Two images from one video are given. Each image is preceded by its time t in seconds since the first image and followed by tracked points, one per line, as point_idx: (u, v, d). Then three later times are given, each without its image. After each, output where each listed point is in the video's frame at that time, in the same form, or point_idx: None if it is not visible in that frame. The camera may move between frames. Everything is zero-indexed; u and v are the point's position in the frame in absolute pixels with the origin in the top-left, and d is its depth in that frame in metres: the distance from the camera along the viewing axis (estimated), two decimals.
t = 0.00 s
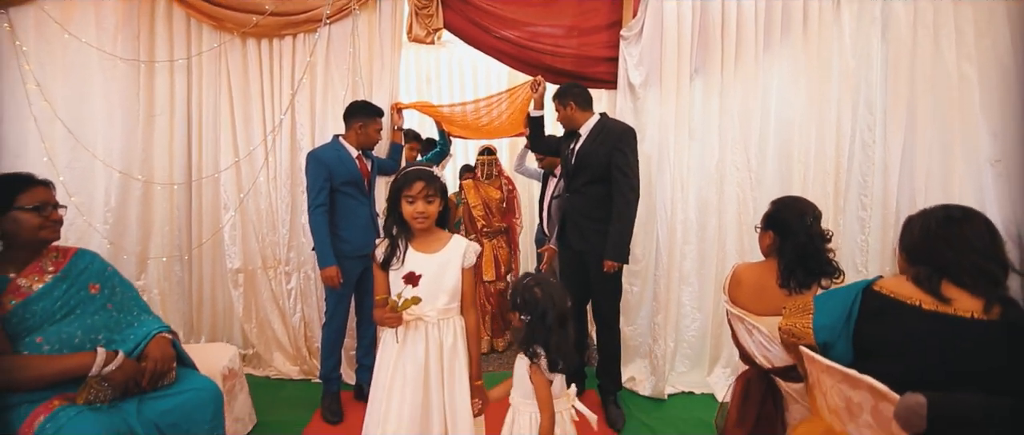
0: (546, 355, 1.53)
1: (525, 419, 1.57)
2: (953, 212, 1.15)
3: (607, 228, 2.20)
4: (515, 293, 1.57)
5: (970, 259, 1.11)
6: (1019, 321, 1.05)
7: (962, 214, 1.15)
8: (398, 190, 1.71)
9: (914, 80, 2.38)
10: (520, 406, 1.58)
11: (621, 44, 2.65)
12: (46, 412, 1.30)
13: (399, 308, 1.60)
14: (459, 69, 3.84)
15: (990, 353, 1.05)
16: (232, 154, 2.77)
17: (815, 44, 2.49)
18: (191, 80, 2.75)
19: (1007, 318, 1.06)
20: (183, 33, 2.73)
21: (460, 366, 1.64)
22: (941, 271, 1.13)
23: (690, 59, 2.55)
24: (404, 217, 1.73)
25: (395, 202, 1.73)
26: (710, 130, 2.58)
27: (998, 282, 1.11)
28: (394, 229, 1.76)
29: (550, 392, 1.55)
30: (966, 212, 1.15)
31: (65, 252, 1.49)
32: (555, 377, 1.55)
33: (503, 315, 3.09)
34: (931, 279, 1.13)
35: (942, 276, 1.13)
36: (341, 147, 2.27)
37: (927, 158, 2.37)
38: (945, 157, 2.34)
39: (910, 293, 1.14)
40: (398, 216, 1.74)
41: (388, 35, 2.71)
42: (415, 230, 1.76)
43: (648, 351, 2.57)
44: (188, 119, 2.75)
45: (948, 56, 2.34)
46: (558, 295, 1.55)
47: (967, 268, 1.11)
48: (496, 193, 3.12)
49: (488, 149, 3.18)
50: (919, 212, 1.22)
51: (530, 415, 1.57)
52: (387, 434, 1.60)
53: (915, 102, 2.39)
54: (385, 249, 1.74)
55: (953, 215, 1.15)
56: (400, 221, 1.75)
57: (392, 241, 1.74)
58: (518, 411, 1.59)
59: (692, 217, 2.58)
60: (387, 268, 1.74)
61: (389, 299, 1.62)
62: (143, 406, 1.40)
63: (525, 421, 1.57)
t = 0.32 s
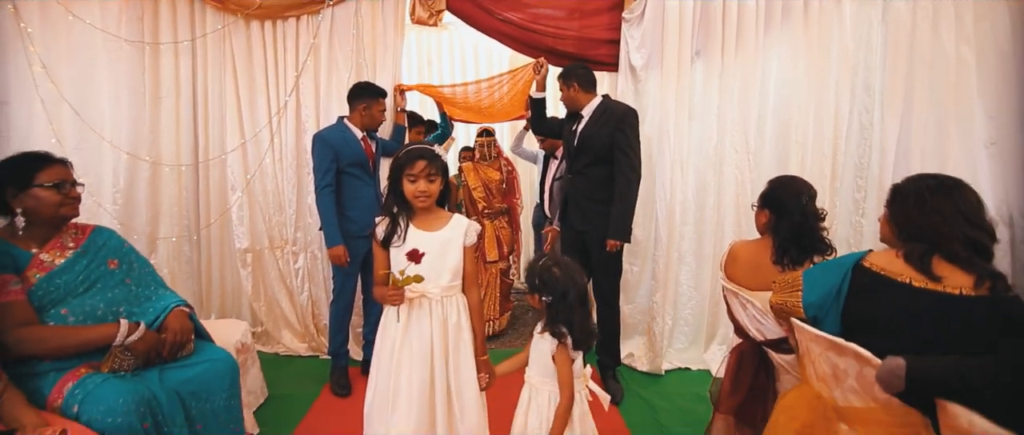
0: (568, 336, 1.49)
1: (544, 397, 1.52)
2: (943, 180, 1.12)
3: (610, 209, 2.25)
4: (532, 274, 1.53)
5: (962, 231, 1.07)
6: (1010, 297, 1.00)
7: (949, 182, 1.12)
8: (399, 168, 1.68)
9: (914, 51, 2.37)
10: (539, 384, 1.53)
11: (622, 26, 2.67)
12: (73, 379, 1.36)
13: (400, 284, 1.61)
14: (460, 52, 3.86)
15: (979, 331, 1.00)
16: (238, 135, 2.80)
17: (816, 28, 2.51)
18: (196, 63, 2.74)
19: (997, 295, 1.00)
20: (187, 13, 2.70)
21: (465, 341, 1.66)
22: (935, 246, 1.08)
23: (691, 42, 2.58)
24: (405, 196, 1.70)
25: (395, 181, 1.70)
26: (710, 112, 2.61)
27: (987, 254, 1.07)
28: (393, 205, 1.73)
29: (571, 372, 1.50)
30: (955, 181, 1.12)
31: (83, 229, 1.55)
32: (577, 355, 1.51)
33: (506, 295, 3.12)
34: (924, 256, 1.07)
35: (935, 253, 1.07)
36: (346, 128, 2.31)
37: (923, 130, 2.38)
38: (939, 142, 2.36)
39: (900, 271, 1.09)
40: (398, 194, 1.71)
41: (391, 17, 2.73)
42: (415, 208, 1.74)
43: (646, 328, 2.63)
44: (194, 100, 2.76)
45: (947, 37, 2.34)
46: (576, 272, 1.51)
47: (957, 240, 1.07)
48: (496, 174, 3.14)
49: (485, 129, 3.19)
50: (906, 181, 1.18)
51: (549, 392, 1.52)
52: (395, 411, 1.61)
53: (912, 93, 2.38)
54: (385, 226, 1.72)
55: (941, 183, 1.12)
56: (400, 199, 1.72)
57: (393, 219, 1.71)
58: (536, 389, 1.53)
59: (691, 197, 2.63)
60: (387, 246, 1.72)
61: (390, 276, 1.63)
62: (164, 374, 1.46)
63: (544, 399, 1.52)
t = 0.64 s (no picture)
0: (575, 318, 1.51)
1: (552, 374, 1.50)
2: (914, 161, 1.15)
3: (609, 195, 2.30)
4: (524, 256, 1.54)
5: (930, 215, 1.10)
6: (970, 278, 1.05)
7: (922, 162, 1.15)
8: (395, 152, 1.62)
9: (908, 36, 2.40)
10: (545, 365, 1.51)
11: (621, 14, 2.67)
12: (97, 354, 1.42)
13: (400, 266, 1.56)
14: (461, 37, 3.86)
15: (941, 311, 1.05)
16: (242, 122, 2.84)
17: (812, 16, 2.53)
18: (200, 50, 2.76)
19: (960, 276, 1.05)
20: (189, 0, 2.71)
21: (462, 324, 1.61)
22: (903, 229, 1.12)
23: (689, 30, 2.59)
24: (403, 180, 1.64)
25: (393, 163, 1.65)
26: (705, 98, 2.65)
27: (954, 235, 1.11)
28: (389, 189, 1.67)
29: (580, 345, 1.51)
30: (924, 161, 1.15)
31: (100, 212, 1.62)
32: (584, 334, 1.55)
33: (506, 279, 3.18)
34: (892, 239, 1.12)
35: (903, 236, 1.12)
36: (347, 114, 2.36)
37: (916, 114, 2.43)
38: (931, 123, 2.41)
39: (870, 256, 1.14)
40: (396, 178, 1.66)
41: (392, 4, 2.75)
42: (411, 192, 1.68)
43: (642, 310, 2.70)
44: (198, 86, 2.79)
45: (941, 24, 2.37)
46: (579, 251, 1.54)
47: (922, 222, 1.11)
48: (496, 160, 3.17)
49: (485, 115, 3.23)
50: (879, 163, 1.22)
51: (557, 371, 1.51)
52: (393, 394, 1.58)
53: (907, 75, 2.42)
54: (382, 211, 1.66)
55: (913, 163, 1.15)
56: (398, 183, 1.67)
57: (390, 203, 1.65)
58: (541, 369, 1.51)
59: (687, 183, 2.69)
60: (384, 231, 1.67)
61: (389, 258, 1.58)
62: (182, 351, 1.52)
63: (551, 379, 1.51)
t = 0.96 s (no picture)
0: (563, 303, 1.52)
1: (537, 360, 1.49)
2: (888, 149, 1.15)
3: (610, 184, 2.35)
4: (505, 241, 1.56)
5: (902, 202, 1.12)
6: (940, 264, 1.07)
7: (896, 150, 1.16)
8: (398, 140, 1.57)
9: (904, 34, 2.41)
10: (533, 349, 1.49)
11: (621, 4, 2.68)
12: (117, 333, 1.49)
13: (402, 253, 1.51)
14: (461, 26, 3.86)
15: (914, 297, 1.08)
16: (246, 110, 2.86)
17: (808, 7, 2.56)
18: (203, 39, 2.78)
19: (931, 262, 1.07)
20: None
21: (460, 312, 1.56)
22: (876, 218, 1.14)
23: (687, 21, 2.63)
24: (404, 170, 1.60)
25: (393, 152, 1.60)
26: (703, 86, 2.69)
27: (926, 223, 1.13)
28: (389, 178, 1.63)
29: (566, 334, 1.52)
30: (899, 148, 1.16)
31: (113, 199, 1.67)
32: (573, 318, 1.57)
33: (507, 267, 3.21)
34: (865, 228, 1.14)
35: (876, 225, 1.14)
36: (347, 104, 2.41)
37: (909, 107, 2.45)
38: (924, 113, 2.43)
39: (845, 244, 1.15)
40: (397, 167, 1.61)
41: None
42: (411, 181, 1.63)
43: (638, 296, 2.75)
44: (202, 76, 2.81)
45: (937, 15, 2.37)
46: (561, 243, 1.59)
47: (894, 210, 1.12)
48: (499, 150, 3.14)
49: (489, 104, 3.18)
50: (856, 151, 1.23)
51: (544, 354, 1.50)
52: (389, 384, 1.54)
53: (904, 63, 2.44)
54: (382, 200, 1.62)
55: (887, 151, 1.16)
56: (397, 172, 1.62)
57: (390, 193, 1.61)
58: (529, 354, 1.49)
59: (684, 172, 2.74)
60: (382, 220, 1.63)
61: (390, 246, 1.53)
62: (196, 331, 1.59)
63: (539, 362, 1.49)
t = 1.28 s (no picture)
0: (545, 289, 1.53)
1: (520, 346, 1.53)
2: (870, 138, 1.19)
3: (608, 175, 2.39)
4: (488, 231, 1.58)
5: (884, 191, 1.15)
6: (920, 253, 1.11)
7: (878, 139, 1.19)
8: (398, 131, 1.59)
9: (900, 21, 2.44)
10: (517, 335, 1.53)
11: None
12: (128, 318, 1.55)
13: (402, 242, 1.55)
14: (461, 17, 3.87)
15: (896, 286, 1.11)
16: (248, 102, 2.87)
17: None
18: (204, 30, 2.80)
19: (911, 252, 1.11)
20: None
21: (458, 301, 1.60)
22: (858, 207, 1.17)
23: (685, 13, 2.63)
24: (403, 161, 1.62)
25: (392, 142, 1.62)
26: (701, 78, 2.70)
27: (906, 211, 1.16)
28: (389, 169, 1.64)
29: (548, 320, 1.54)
30: (881, 137, 1.19)
31: (121, 189, 1.71)
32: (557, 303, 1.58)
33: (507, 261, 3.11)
34: (849, 218, 1.18)
35: (859, 215, 1.17)
36: (345, 96, 2.45)
37: (904, 101, 2.50)
38: (919, 104, 2.48)
39: (829, 235, 1.19)
40: (396, 158, 1.63)
41: None
42: (410, 172, 1.66)
43: (636, 285, 2.79)
44: (203, 67, 2.83)
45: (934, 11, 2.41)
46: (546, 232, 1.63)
47: (876, 199, 1.16)
48: (503, 141, 3.05)
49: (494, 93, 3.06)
50: (840, 140, 1.26)
51: (526, 340, 1.53)
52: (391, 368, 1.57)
53: (900, 55, 2.48)
54: (382, 190, 1.64)
55: (870, 140, 1.19)
56: (396, 162, 1.64)
57: (389, 183, 1.63)
58: (513, 340, 1.53)
59: (682, 163, 2.77)
60: (382, 210, 1.66)
61: (389, 235, 1.57)
62: (204, 317, 1.65)
63: (522, 348, 1.53)
